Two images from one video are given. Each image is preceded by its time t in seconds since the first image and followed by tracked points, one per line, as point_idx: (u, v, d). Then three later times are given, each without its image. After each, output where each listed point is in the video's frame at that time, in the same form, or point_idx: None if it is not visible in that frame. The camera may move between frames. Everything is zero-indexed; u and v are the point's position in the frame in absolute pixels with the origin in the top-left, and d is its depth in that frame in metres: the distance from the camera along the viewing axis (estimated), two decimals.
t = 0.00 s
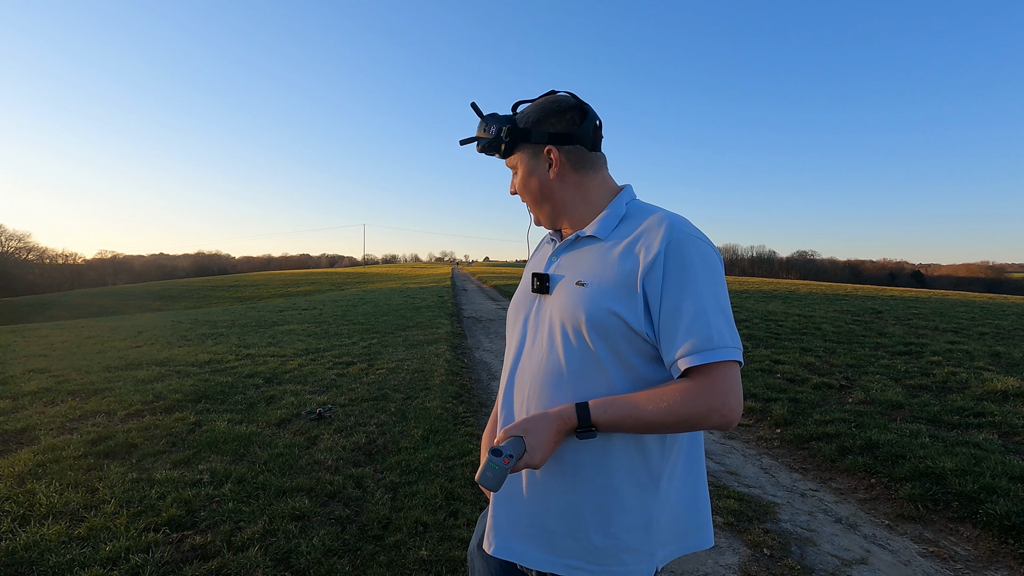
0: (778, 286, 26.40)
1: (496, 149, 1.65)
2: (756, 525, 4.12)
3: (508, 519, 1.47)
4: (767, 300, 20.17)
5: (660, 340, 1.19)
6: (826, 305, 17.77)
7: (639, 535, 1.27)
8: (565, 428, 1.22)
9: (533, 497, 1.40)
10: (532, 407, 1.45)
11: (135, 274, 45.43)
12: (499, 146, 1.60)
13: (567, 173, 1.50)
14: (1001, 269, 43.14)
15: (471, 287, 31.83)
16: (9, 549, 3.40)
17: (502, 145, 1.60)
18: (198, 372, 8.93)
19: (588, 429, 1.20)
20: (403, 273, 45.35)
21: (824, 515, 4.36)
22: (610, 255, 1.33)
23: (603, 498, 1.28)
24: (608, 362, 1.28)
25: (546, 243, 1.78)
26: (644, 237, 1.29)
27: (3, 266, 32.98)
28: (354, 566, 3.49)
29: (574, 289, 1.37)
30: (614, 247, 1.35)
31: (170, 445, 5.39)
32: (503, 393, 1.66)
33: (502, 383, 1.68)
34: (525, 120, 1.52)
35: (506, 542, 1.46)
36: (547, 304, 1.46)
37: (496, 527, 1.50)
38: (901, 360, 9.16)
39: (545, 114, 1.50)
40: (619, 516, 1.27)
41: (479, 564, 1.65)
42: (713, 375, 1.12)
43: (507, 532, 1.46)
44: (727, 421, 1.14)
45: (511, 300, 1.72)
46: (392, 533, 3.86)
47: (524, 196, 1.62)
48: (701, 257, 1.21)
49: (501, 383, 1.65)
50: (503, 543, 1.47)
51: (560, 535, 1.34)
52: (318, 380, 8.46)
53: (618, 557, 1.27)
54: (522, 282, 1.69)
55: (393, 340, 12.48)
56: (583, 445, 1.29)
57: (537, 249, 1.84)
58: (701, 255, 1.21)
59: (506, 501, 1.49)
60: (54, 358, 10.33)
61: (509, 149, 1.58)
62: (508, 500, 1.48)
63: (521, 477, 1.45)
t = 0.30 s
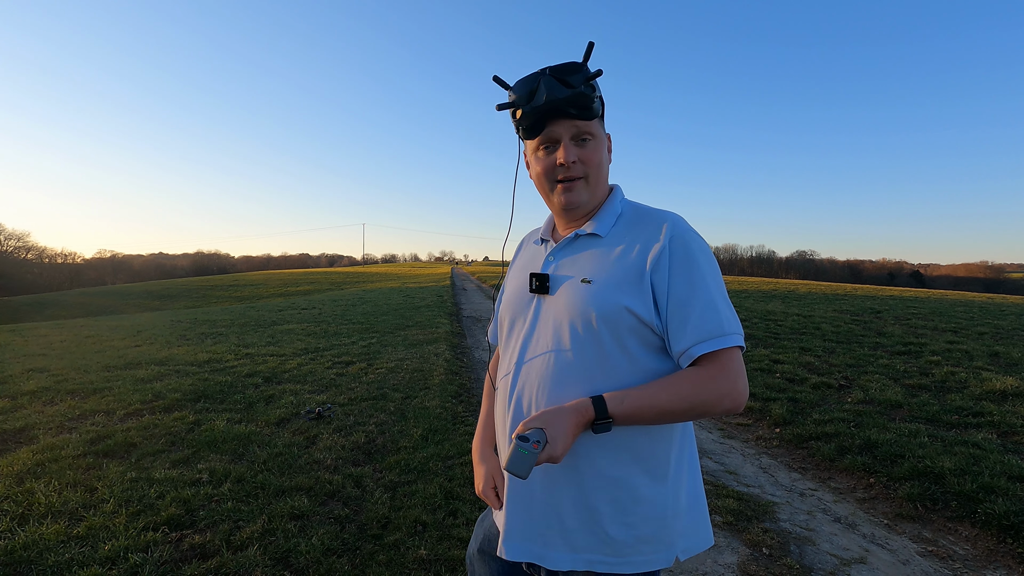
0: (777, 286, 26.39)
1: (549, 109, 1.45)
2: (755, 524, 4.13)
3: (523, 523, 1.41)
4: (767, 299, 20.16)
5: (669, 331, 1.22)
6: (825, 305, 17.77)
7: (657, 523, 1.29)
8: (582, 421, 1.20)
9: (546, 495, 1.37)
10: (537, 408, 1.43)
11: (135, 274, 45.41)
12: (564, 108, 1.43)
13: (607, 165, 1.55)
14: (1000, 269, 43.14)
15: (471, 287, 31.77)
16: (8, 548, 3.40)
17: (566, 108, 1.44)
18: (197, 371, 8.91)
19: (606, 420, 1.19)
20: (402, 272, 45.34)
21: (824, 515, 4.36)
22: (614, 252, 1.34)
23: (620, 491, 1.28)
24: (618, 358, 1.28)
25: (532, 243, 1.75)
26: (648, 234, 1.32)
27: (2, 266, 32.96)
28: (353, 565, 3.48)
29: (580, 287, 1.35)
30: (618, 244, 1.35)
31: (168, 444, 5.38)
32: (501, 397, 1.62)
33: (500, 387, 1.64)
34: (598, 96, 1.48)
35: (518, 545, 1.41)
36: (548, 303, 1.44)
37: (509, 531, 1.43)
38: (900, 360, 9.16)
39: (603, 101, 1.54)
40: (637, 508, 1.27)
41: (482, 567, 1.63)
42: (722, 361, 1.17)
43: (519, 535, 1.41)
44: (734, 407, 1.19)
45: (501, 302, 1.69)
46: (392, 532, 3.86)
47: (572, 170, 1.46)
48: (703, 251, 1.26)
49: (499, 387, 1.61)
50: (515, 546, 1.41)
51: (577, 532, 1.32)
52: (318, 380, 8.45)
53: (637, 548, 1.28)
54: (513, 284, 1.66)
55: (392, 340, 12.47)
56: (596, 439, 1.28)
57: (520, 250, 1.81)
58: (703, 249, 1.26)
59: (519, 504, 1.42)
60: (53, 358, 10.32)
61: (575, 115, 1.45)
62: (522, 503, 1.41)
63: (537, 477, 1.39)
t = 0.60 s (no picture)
0: (778, 286, 26.35)
1: (556, 111, 1.45)
2: (755, 523, 4.13)
3: (542, 530, 1.38)
4: (766, 299, 20.14)
5: (686, 334, 1.27)
6: (825, 305, 17.76)
7: (664, 514, 1.37)
8: (614, 425, 1.20)
9: (567, 498, 1.36)
10: (554, 416, 1.40)
11: (134, 273, 45.37)
12: (573, 111, 1.43)
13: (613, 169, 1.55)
14: (1000, 269, 43.11)
15: (470, 287, 31.73)
16: (7, 547, 3.40)
17: (575, 111, 1.44)
18: (197, 371, 8.91)
19: (636, 424, 1.20)
20: (402, 272, 45.28)
21: (823, 514, 4.36)
22: (630, 256, 1.35)
23: (638, 488, 1.33)
24: (639, 362, 1.29)
25: (527, 241, 1.69)
26: (662, 239, 1.36)
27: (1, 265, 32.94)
28: (353, 565, 3.49)
29: (598, 291, 1.34)
30: (633, 247, 1.37)
31: (168, 443, 5.38)
32: (505, 401, 1.58)
33: (503, 391, 1.60)
34: (607, 100, 1.48)
35: (535, 552, 1.38)
36: (560, 307, 1.42)
37: (528, 539, 1.39)
38: (899, 359, 9.16)
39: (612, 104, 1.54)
40: (650, 502, 1.34)
41: (484, 570, 1.62)
42: (735, 362, 1.26)
43: (537, 542, 1.38)
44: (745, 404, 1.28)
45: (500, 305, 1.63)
46: (391, 531, 3.87)
47: (579, 174, 1.46)
48: (711, 256, 1.35)
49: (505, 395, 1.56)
50: (532, 552, 1.38)
51: (598, 532, 1.33)
52: (317, 379, 8.44)
53: (650, 541, 1.34)
54: (513, 283, 1.61)
55: (391, 339, 12.45)
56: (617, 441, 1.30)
57: (514, 247, 1.76)
58: (710, 254, 1.35)
59: (538, 511, 1.39)
60: (52, 357, 10.31)
61: (584, 119, 1.44)
62: (541, 510, 1.38)
63: (557, 483, 1.37)
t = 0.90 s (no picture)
0: (777, 287, 26.33)
1: (560, 109, 1.45)
2: (754, 523, 4.14)
3: (546, 531, 1.37)
4: (766, 299, 20.14)
5: (689, 335, 1.27)
6: (825, 305, 17.76)
7: (664, 511, 1.39)
8: (620, 422, 1.19)
9: (571, 497, 1.35)
10: (558, 417, 1.39)
11: (134, 272, 45.38)
12: (576, 109, 1.43)
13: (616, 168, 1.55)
14: (999, 269, 43.10)
15: (470, 287, 31.66)
16: (6, 547, 3.40)
17: (578, 109, 1.44)
18: (196, 370, 8.91)
19: (641, 421, 1.20)
20: (402, 272, 45.26)
21: (823, 514, 4.37)
22: (635, 257, 1.35)
23: (641, 486, 1.33)
24: (642, 363, 1.30)
25: (529, 238, 1.69)
26: (666, 240, 1.36)
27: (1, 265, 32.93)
28: (353, 564, 3.49)
29: (603, 291, 1.34)
30: (637, 248, 1.37)
31: (168, 443, 5.38)
32: (506, 401, 1.58)
33: (505, 390, 1.59)
34: (611, 98, 1.48)
35: (539, 552, 1.37)
36: (564, 307, 1.41)
37: (531, 541, 1.38)
38: (899, 359, 9.16)
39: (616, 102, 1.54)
40: (652, 500, 1.35)
41: (483, 571, 1.62)
42: (736, 361, 1.28)
43: (541, 543, 1.37)
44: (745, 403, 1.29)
45: (502, 304, 1.62)
46: (391, 531, 3.86)
47: (581, 172, 1.46)
48: (713, 258, 1.35)
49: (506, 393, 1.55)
50: (536, 553, 1.38)
51: (602, 531, 1.33)
52: (317, 379, 8.44)
53: (651, 539, 1.35)
54: (515, 282, 1.60)
55: (391, 339, 12.45)
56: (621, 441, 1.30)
57: (514, 245, 1.76)
58: (713, 256, 1.35)
59: (541, 513, 1.38)
60: (52, 357, 10.31)
61: (586, 116, 1.45)
62: (543, 511, 1.38)
63: (561, 484, 1.37)
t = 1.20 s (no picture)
0: (777, 287, 26.35)
1: (563, 108, 1.45)
2: (754, 523, 4.14)
3: (539, 529, 1.37)
4: (765, 299, 20.15)
5: (688, 337, 1.28)
6: (824, 305, 17.77)
7: (660, 513, 1.38)
8: (614, 421, 1.20)
9: (565, 495, 1.35)
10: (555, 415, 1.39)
11: (134, 272, 45.35)
12: (579, 109, 1.44)
13: (619, 168, 1.55)
14: (998, 270, 43.15)
15: (469, 287, 31.66)
16: (6, 547, 3.39)
17: (581, 109, 1.45)
18: (196, 370, 8.91)
19: (635, 421, 1.20)
20: (401, 272, 45.27)
21: (822, 514, 4.37)
22: (637, 258, 1.35)
23: (635, 486, 1.33)
24: (640, 364, 1.30)
25: (530, 237, 1.69)
26: (668, 242, 1.36)
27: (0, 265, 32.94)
28: (353, 564, 3.49)
29: (602, 291, 1.35)
30: (639, 249, 1.37)
31: (168, 443, 5.38)
32: (504, 398, 1.58)
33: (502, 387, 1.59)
34: (615, 98, 1.48)
35: (532, 549, 1.38)
36: (565, 306, 1.41)
37: (525, 538, 1.39)
38: (898, 360, 9.17)
39: (620, 102, 1.53)
40: (647, 501, 1.34)
41: (479, 570, 1.61)
42: (734, 365, 1.28)
43: (534, 540, 1.38)
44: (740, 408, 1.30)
45: (502, 301, 1.62)
46: (391, 531, 3.87)
47: (582, 171, 1.46)
48: (714, 262, 1.35)
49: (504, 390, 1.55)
50: (529, 550, 1.38)
51: (596, 530, 1.33)
52: (317, 379, 8.44)
53: (646, 540, 1.34)
54: (516, 280, 1.60)
55: (390, 339, 12.44)
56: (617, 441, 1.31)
57: (515, 242, 1.76)
58: (714, 260, 1.35)
59: (535, 509, 1.38)
60: (52, 357, 10.31)
61: (590, 116, 1.45)
62: (537, 508, 1.38)
63: (555, 482, 1.37)
